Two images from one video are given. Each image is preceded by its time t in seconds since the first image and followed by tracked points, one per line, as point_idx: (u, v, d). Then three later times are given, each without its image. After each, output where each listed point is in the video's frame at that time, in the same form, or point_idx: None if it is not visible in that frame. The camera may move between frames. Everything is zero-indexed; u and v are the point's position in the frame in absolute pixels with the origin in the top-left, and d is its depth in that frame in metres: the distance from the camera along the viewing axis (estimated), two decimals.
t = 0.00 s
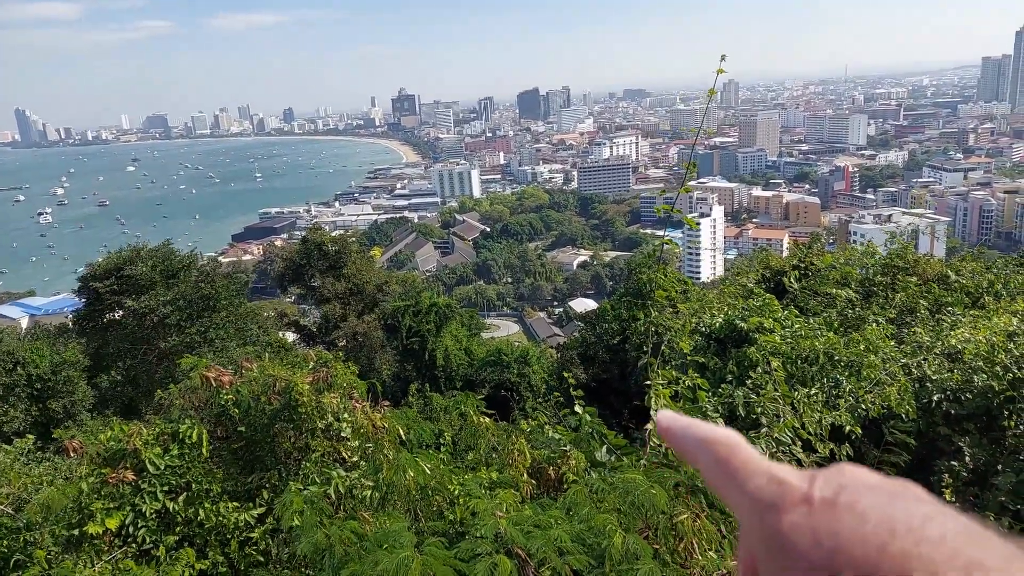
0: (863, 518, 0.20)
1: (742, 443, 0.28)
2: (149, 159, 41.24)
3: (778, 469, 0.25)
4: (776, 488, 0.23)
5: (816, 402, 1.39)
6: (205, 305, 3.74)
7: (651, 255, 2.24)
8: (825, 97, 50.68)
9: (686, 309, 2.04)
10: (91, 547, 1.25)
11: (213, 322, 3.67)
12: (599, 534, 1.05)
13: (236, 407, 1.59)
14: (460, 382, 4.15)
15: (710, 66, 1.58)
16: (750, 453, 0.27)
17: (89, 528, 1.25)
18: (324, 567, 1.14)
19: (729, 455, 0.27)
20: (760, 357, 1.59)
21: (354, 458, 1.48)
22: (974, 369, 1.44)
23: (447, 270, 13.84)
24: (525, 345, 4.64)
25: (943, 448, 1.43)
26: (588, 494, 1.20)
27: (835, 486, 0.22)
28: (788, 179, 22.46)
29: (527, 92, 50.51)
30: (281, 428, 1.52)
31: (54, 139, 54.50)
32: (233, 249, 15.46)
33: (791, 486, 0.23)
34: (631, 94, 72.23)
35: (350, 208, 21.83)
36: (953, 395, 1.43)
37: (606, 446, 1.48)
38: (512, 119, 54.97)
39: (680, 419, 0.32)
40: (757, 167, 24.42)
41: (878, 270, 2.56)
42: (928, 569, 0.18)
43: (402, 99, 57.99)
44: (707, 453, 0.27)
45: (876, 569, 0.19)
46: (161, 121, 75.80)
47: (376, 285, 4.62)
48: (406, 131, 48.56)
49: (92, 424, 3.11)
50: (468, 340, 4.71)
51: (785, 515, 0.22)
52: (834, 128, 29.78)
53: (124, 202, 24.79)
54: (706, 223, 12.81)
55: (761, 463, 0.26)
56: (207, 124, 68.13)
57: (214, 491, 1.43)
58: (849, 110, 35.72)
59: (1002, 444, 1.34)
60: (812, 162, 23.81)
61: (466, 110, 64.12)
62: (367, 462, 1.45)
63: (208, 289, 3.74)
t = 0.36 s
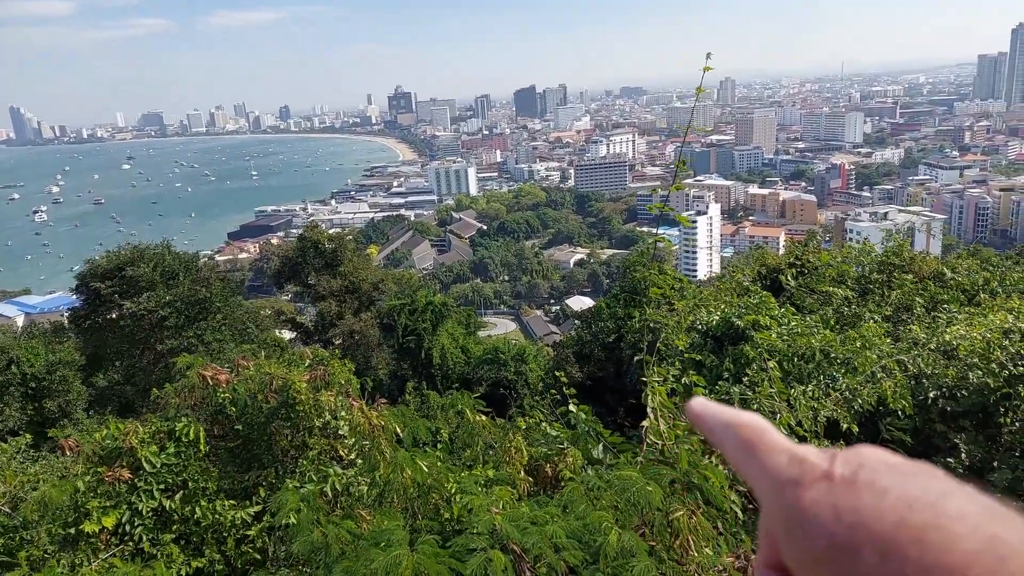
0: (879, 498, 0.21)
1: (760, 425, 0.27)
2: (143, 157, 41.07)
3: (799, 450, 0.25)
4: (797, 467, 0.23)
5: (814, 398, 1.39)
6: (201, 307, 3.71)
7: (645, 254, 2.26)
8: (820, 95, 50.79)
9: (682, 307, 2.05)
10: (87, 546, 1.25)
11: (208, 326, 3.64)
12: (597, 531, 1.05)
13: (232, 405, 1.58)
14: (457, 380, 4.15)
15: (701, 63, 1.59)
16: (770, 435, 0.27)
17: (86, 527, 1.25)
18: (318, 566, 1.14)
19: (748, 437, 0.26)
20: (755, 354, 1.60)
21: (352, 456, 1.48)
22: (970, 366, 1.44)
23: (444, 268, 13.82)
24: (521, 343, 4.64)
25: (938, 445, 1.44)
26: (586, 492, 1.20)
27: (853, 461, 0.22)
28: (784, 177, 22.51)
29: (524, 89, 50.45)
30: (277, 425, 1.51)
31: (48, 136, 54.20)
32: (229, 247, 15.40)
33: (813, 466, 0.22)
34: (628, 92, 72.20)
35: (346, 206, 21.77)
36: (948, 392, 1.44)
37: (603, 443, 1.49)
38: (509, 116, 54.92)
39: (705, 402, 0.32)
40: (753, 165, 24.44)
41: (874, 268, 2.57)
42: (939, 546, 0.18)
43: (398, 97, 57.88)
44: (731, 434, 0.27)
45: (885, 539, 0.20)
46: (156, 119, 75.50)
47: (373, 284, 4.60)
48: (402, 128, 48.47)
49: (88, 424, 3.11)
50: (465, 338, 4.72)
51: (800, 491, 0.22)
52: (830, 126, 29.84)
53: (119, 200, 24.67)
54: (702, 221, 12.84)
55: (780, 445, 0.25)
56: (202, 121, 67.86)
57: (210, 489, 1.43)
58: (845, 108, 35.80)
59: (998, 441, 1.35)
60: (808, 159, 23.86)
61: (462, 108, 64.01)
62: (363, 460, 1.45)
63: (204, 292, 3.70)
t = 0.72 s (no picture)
0: None
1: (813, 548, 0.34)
2: (137, 151, 40.84)
3: None
4: None
5: (806, 397, 1.40)
6: (199, 308, 3.70)
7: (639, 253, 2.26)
8: (815, 95, 50.94)
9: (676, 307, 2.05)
10: (75, 543, 1.25)
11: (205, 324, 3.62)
12: (585, 530, 1.05)
13: (224, 402, 1.57)
14: (450, 377, 4.15)
15: (683, 59, 1.60)
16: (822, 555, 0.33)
17: (72, 524, 1.24)
18: (308, 567, 1.13)
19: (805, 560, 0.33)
20: (747, 353, 1.61)
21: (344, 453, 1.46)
22: (960, 366, 1.44)
23: (438, 265, 13.78)
24: (515, 341, 4.63)
25: (929, 445, 1.44)
26: (575, 490, 1.20)
27: None
28: (779, 177, 22.56)
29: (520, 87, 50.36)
30: (269, 422, 1.50)
31: (41, 130, 53.82)
32: (222, 242, 15.32)
33: None
34: (624, 91, 72.17)
35: (340, 202, 21.70)
36: (939, 392, 1.44)
37: (595, 442, 1.49)
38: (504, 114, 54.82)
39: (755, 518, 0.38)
40: (748, 165, 24.49)
41: (866, 268, 2.57)
42: None
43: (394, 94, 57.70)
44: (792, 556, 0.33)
45: None
46: (150, 114, 75.02)
47: (367, 279, 4.57)
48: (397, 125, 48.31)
49: (75, 420, 3.07)
50: (458, 335, 4.71)
51: None
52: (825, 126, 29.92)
53: (112, 194, 24.52)
54: (696, 220, 12.89)
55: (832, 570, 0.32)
56: (197, 117, 67.53)
57: (200, 486, 1.41)
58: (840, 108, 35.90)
59: (987, 440, 1.36)
60: (803, 159, 23.92)
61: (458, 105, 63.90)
62: (354, 457, 1.44)
63: (203, 292, 3.70)
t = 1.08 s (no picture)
0: None
1: None
2: (133, 147, 40.69)
3: None
4: None
5: (803, 401, 1.40)
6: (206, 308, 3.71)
7: (636, 255, 2.27)
8: (812, 98, 51.07)
9: (673, 310, 2.05)
10: (69, 540, 1.23)
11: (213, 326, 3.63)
12: (581, 532, 1.03)
13: (219, 399, 1.54)
14: (445, 377, 4.16)
15: (678, 61, 1.61)
16: None
17: (67, 520, 1.23)
18: (302, 570, 1.11)
19: None
20: (746, 354, 1.60)
21: (339, 452, 1.45)
22: (959, 371, 1.44)
23: (434, 263, 13.76)
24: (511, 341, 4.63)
25: (924, 450, 1.44)
26: (572, 491, 1.20)
27: None
28: (775, 180, 22.61)
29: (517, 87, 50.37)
30: (265, 420, 1.49)
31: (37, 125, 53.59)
32: (219, 239, 15.27)
33: None
34: (622, 92, 72.33)
35: (337, 200, 21.64)
36: (936, 397, 1.44)
37: (592, 444, 1.48)
38: (502, 114, 54.75)
39: None
40: (745, 167, 24.54)
41: (863, 272, 2.57)
42: None
43: (392, 92, 57.62)
44: None
45: None
46: (147, 110, 74.76)
47: (364, 277, 4.55)
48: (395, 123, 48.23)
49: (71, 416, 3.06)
50: (453, 334, 4.70)
51: None
52: (822, 130, 30.01)
53: (108, 190, 24.41)
54: (693, 222, 12.91)
55: None
56: (194, 114, 67.32)
57: (194, 484, 1.40)
58: (837, 112, 36.00)
59: (984, 446, 1.35)
60: (799, 163, 23.99)
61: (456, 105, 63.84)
62: (350, 457, 1.43)
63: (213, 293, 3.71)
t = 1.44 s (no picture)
0: None
1: None
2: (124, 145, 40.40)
3: None
4: None
5: (794, 403, 1.40)
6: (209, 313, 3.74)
7: (629, 256, 2.27)
8: (804, 100, 51.40)
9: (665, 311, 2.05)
10: (54, 542, 1.21)
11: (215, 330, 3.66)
12: (571, 534, 1.03)
13: (208, 400, 1.53)
14: (438, 377, 4.16)
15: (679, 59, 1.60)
16: None
17: (53, 522, 1.21)
18: (291, 573, 1.11)
19: None
20: (736, 356, 1.61)
21: (329, 453, 1.43)
22: (947, 372, 1.45)
23: (427, 264, 13.75)
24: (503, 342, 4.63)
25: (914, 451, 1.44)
26: (562, 494, 1.20)
27: None
28: (767, 181, 22.73)
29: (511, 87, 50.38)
30: (255, 421, 1.48)
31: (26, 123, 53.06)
32: (210, 238, 15.19)
33: None
34: (615, 93, 72.53)
35: (329, 200, 21.56)
36: (925, 398, 1.44)
37: (583, 446, 1.49)
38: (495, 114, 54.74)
39: None
40: (737, 168, 24.64)
41: (853, 274, 2.59)
42: None
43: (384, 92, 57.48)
44: None
45: None
46: (138, 108, 74.23)
47: (357, 277, 4.53)
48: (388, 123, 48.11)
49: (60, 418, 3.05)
50: (446, 334, 4.69)
51: None
52: (813, 132, 30.19)
53: (98, 189, 24.22)
54: (685, 223, 12.96)
55: None
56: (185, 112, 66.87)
57: (183, 485, 1.39)
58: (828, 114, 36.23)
59: (972, 447, 1.36)
60: (791, 164, 24.11)
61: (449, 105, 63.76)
62: (340, 458, 1.42)
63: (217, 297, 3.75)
